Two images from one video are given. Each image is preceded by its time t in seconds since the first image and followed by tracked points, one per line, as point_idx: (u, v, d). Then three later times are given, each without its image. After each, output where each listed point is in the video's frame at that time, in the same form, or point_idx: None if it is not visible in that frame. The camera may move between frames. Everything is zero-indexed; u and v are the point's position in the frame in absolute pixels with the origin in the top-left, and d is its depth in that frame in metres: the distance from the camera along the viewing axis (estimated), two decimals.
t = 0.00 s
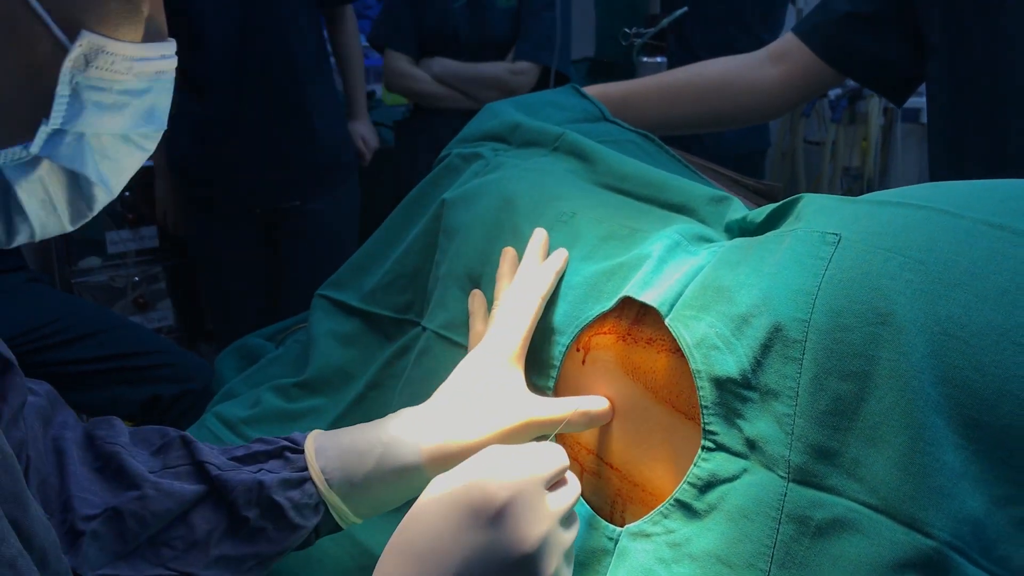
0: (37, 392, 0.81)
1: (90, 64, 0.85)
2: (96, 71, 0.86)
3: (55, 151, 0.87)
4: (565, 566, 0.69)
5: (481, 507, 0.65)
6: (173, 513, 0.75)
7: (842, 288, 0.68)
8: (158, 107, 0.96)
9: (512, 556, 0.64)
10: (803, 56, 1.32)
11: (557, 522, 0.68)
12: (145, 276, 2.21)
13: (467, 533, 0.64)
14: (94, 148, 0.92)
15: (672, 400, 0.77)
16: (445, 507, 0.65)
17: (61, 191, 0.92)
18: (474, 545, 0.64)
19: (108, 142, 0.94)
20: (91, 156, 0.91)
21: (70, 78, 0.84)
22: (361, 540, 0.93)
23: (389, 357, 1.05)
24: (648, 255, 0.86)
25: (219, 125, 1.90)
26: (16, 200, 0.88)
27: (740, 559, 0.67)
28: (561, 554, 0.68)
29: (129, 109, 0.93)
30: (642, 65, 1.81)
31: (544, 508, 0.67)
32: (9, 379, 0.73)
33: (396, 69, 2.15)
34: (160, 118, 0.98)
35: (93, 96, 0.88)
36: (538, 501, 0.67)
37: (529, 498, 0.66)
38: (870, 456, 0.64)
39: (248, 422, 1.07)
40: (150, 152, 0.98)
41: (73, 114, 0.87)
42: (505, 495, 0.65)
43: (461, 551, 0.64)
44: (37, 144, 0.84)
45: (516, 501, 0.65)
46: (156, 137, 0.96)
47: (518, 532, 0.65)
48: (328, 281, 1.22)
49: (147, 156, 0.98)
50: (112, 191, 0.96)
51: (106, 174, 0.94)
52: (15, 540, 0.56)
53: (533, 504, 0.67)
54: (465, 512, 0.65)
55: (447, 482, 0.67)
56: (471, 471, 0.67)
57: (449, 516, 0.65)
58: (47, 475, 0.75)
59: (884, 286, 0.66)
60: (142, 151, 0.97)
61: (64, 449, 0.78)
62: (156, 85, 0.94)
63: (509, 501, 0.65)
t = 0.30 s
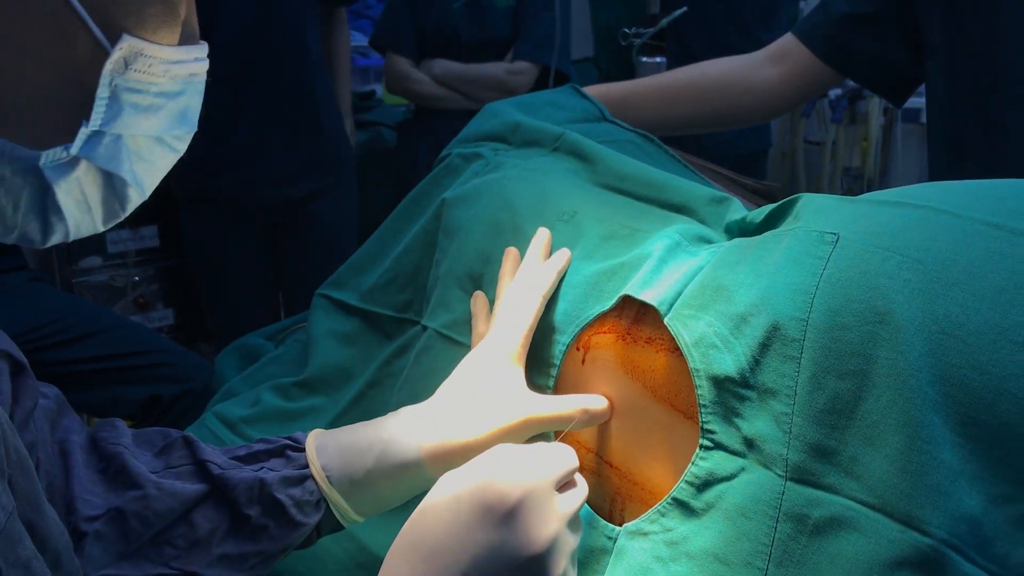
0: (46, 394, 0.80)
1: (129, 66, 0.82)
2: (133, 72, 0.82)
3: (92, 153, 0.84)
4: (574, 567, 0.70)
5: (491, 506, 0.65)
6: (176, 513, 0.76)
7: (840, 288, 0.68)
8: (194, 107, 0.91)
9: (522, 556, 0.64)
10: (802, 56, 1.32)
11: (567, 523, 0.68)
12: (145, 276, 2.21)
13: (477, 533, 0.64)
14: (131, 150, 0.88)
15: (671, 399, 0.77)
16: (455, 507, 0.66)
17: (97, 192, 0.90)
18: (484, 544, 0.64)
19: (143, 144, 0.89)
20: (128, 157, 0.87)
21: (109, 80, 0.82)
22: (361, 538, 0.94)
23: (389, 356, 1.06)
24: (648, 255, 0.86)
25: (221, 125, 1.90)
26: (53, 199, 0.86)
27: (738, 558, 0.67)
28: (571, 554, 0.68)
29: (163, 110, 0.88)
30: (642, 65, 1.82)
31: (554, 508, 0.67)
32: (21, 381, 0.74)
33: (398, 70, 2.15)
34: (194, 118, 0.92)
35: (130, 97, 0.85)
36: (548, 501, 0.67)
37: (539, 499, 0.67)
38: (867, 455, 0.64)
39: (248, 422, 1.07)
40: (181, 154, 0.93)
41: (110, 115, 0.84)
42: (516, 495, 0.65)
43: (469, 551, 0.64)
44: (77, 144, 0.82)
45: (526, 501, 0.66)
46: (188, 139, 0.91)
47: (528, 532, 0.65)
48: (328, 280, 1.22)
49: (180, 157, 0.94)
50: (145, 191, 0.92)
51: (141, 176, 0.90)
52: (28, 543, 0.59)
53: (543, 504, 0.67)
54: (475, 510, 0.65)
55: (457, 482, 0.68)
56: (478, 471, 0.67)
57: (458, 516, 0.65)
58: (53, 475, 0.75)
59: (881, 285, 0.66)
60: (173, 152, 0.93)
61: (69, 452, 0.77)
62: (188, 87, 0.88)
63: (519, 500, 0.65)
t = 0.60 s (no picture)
0: (54, 398, 0.80)
1: (155, 72, 0.78)
2: (160, 78, 0.79)
3: (117, 157, 0.82)
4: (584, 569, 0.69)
5: (504, 506, 0.65)
6: (182, 516, 0.75)
7: (848, 290, 0.68)
8: (214, 112, 0.89)
9: (534, 557, 0.63)
10: (806, 56, 1.32)
11: (578, 524, 0.68)
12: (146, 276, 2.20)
13: (490, 533, 0.64)
14: (154, 154, 0.87)
15: (677, 401, 0.77)
16: (466, 509, 0.66)
17: (119, 196, 0.88)
18: (497, 544, 0.63)
19: (165, 148, 0.87)
20: (151, 162, 0.86)
21: (136, 86, 0.78)
22: (367, 539, 0.94)
23: (394, 356, 1.06)
24: (655, 256, 0.86)
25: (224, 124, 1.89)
26: (76, 203, 0.85)
27: (746, 561, 0.67)
28: (581, 556, 0.68)
29: (186, 115, 0.86)
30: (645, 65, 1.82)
31: (567, 509, 0.67)
32: (31, 384, 0.74)
33: (400, 69, 2.15)
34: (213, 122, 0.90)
35: (155, 103, 0.81)
36: (560, 502, 0.67)
37: (552, 500, 0.66)
38: (876, 458, 0.64)
39: (253, 422, 1.07)
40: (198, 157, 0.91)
41: (136, 120, 0.81)
42: (529, 495, 0.65)
43: (481, 552, 0.63)
44: (104, 149, 0.80)
45: (539, 502, 0.65)
46: (208, 143, 0.90)
47: (540, 532, 0.64)
48: (332, 281, 1.22)
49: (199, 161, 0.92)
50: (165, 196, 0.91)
51: (162, 181, 0.88)
52: (42, 547, 0.58)
53: (555, 505, 0.66)
54: (488, 511, 0.65)
55: (467, 485, 0.68)
56: (487, 475, 0.67)
57: (471, 516, 0.65)
58: (60, 478, 0.75)
59: (889, 288, 0.66)
60: (193, 156, 0.91)
61: (76, 455, 0.77)
62: (210, 92, 0.86)
63: (532, 501, 0.65)
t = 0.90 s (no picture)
0: (68, 399, 0.81)
1: (172, 66, 0.75)
2: (177, 72, 0.76)
3: (134, 152, 0.78)
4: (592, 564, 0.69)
5: (514, 501, 0.65)
6: (196, 520, 0.75)
7: (856, 287, 0.68)
8: (228, 107, 0.84)
9: (543, 552, 0.63)
10: (809, 55, 1.32)
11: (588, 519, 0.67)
12: (149, 276, 2.20)
13: (499, 527, 0.64)
14: (169, 149, 0.82)
15: (682, 400, 0.77)
16: (475, 503, 0.65)
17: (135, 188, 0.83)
18: (506, 538, 0.63)
19: (179, 142, 0.82)
20: (167, 157, 0.81)
21: (153, 80, 0.74)
22: (372, 539, 0.94)
23: (399, 356, 1.06)
24: (661, 256, 0.86)
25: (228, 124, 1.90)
26: (94, 196, 0.79)
27: (753, 559, 0.67)
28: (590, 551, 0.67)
29: (200, 110, 0.82)
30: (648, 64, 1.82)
31: (576, 504, 0.67)
32: (44, 383, 0.74)
33: (401, 68, 2.15)
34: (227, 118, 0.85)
35: (172, 98, 0.78)
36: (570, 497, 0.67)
37: (561, 496, 0.66)
38: (884, 456, 0.64)
39: (257, 422, 1.07)
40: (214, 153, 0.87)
41: (152, 114, 0.77)
42: (538, 490, 0.65)
43: (490, 546, 0.63)
44: (121, 143, 0.76)
45: (548, 497, 0.65)
46: (222, 140, 0.84)
47: (549, 526, 0.64)
48: (337, 281, 1.21)
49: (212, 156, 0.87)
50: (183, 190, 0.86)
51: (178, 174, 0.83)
52: (56, 542, 0.59)
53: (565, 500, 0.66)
54: (497, 505, 0.65)
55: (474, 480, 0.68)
56: (494, 471, 0.67)
57: (480, 510, 0.65)
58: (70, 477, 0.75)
59: (898, 286, 0.66)
60: (207, 152, 0.86)
61: (89, 456, 0.77)
62: (226, 86, 0.82)
63: (541, 496, 0.65)
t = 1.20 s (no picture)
0: (81, 395, 0.80)
1: (183, 70, 0.73)
2: (189, 75, 0.74)
3: (147, 154, 0.76)
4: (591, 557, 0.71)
5: (526, 487, 0.68)
6: (207, 520, 0.75)
7: (863, 288, 0.68)
8: (240, 107, 0.83)
9: (547, 538, 0.66)
10: (812, 55, 1.32)
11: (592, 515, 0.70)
12: (151, 276, 2.20)
13: (509, 510, 0.67)
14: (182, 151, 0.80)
15: (688, 399, 0.77)
16: (490, 488, 0.70)
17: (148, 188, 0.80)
18: (515, 522, 0.67)
19: (190, 143, 0.80)
20: (180, 159, 0.79)
21: (165, 83, 0.73)
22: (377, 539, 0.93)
23: (404, 356, 1.05)
24: (668, 258, 0.87)
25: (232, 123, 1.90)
26: (107, 199, 0.76)
27: (759, 560, 0.67)
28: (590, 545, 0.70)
29: (212, 111, 0.80)
30: (651, 64, 1.82)
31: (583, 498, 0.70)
32: (57, 378, 0.74)
33: (401, 69, 2.14)
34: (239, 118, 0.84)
35: (184, 99, 0.76)
36: (578, 491, 0.70)
37: (570, 488, 0.69)
38: (891, 456, 0.64)
39: (262, 423, 1.07)
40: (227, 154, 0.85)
41: (165, 116, 0.75)
42: (550, 479, 0.68)
43: (499, 526, 0.67)
44: (133, 147, 0.74)
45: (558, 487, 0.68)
46: (234, 141, 0.83)
47: (555, 514, 0.67)
48: (341, 281, 1.21)
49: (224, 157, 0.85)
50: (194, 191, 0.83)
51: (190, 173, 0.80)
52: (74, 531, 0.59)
53: (573, 492, 0.69)
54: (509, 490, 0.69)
55: (491, 468, 0.72)
56: (512, 463, 0.72)
57: (494, 494, 0.69)
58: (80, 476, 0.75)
59: (905, 286, 0.66)
60: (219, 153, 0.84)
61: (102, 454, 0.77)
62: (238, 87, 0.80)
63: (553, 484, 0.68)
